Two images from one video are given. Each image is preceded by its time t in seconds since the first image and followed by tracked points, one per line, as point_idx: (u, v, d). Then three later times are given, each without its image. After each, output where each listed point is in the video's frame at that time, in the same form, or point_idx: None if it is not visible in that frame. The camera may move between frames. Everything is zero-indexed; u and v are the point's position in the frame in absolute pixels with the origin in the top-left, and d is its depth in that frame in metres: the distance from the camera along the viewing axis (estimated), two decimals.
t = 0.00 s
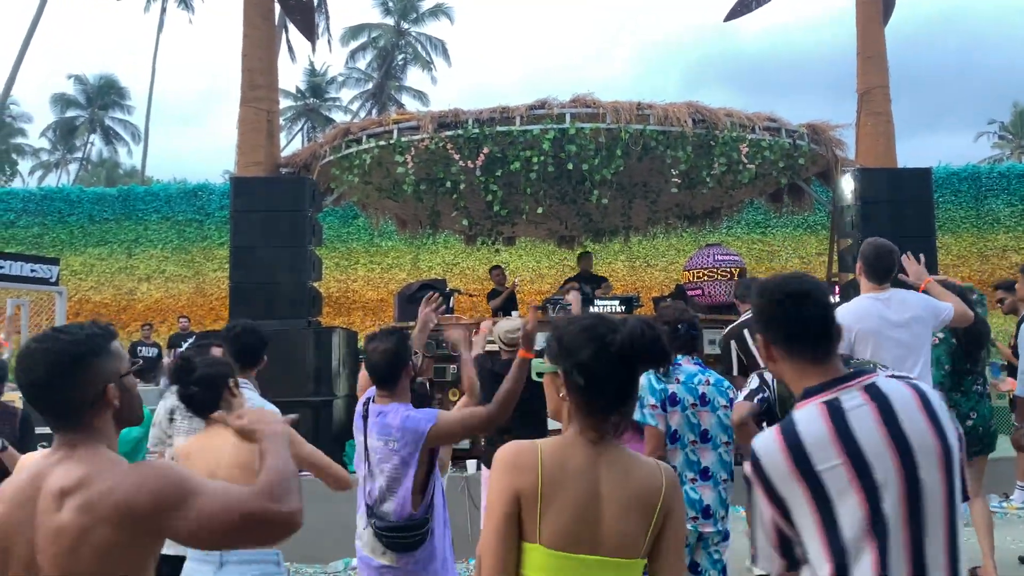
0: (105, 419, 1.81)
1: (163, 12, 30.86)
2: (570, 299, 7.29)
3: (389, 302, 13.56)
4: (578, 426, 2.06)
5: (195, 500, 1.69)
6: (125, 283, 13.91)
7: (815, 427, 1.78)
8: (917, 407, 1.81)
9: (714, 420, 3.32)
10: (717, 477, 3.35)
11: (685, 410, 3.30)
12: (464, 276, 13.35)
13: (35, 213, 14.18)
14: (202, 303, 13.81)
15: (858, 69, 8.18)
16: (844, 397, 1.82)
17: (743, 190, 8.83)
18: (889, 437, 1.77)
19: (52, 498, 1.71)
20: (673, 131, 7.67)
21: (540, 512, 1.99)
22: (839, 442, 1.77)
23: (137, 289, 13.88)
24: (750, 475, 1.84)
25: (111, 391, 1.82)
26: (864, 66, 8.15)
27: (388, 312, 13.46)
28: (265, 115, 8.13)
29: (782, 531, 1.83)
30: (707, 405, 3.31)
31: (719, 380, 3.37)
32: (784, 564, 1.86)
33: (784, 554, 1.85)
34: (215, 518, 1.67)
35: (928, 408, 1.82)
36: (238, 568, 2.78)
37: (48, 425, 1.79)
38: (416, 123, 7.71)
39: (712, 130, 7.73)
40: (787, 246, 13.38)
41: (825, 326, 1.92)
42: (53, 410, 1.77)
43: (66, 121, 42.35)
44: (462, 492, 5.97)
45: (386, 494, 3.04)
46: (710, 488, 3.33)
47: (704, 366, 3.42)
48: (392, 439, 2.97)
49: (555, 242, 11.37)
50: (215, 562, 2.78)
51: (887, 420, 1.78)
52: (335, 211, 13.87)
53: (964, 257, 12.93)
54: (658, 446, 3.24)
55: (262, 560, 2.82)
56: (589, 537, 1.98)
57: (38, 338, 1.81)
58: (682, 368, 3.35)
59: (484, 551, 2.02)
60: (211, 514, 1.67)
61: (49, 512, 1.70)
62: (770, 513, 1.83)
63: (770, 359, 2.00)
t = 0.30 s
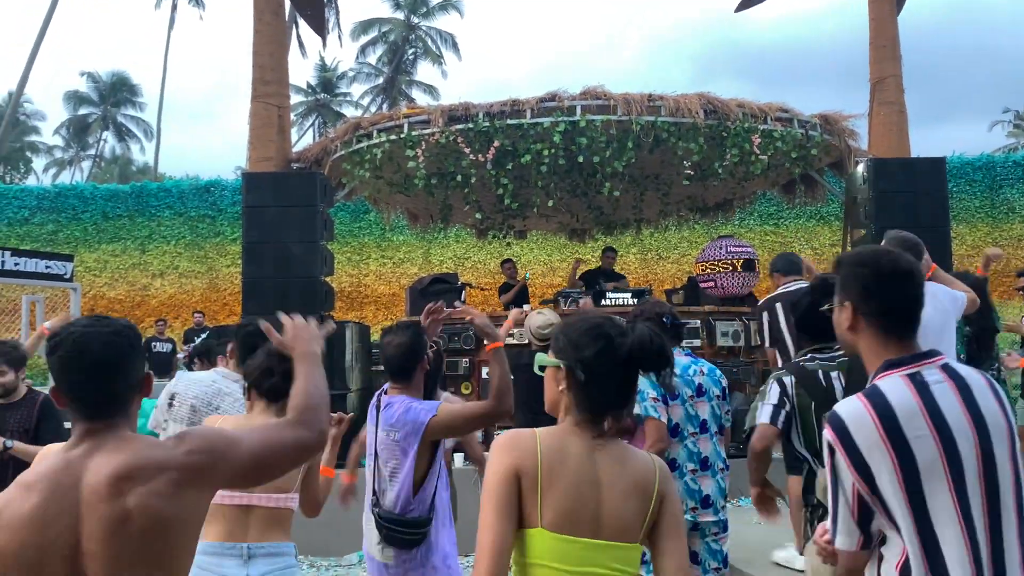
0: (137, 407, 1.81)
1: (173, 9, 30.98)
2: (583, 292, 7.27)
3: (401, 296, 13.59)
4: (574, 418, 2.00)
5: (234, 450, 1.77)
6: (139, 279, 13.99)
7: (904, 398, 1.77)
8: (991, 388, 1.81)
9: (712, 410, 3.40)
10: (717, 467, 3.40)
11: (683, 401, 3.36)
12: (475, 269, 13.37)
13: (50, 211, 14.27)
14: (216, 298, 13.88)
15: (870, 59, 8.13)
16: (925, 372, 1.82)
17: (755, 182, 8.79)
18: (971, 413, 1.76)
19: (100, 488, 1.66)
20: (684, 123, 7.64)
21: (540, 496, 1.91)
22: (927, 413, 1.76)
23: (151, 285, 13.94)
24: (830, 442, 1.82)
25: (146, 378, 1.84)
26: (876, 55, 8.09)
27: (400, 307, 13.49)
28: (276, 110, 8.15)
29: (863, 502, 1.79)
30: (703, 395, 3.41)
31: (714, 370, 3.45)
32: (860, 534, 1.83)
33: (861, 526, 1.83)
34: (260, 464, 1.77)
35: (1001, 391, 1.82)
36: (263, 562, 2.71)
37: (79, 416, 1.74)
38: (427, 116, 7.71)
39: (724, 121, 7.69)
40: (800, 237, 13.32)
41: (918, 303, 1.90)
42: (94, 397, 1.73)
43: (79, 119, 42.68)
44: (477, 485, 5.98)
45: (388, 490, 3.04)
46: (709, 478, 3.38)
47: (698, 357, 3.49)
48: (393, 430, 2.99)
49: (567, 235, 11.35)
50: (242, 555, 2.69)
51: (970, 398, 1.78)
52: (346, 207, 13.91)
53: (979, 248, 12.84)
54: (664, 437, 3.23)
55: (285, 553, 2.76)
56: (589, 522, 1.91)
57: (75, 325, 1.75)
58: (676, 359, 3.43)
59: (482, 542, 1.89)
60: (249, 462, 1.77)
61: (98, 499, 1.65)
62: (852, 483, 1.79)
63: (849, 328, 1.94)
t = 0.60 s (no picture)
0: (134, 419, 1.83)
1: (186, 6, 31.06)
2: (596, 287, 7.27)
3: (414, 291, 13.62)
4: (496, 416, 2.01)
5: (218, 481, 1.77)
6: (154, 275, 14.07)
7: (918, 380, 1.84)
8: (1018, 394, 1.84)
9: (690, 403, 3.65)
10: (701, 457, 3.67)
11: (660, 398, 3.65)
12: (488, 264, 13.38)
13: (66, 207, 14.36)
14: (230, 294, 13.96)
15: (886, 51, 8.06)
16: (950, 363, 1.86)
17: (769, 175, 8.75)
18: (987, 411, 1.81)
19: (103, 489, 1.68)
20: (697, 117, 7.61)
21: (461, 500, 1.95)
22: (939, 400, 1.82)
23: (166, 281, 14.03)
24: (841, 412, 1.92)
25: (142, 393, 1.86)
26: (891, 48, 8.03)
27: (413, 302, 13.52)
28: (289, 106, 8.17)
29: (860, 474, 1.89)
30: (679, 388, 3.65)
31: (692, 361, 3.68)
32: (853, 500, 1.94)
33: (856, 496, 1.94)
34: (240, 505, 1.76)
35: None
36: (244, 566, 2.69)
37: (74, 428, 1.74)
38: (439, 112, 7.71)
39: (738, 114, 7.65)
40: (814, 231, 13.25)
41: (963, 297, 1.91)
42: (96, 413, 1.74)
43: (94, 116, 42.89)
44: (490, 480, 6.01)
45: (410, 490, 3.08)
46: (695, 469, 3.65)
47: (679, 350, 3.74)
48: (411, 429, 3.02)
49: (580, 230, 11.34)
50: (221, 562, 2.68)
51: (987, 395, 1.82)
52: (360, 202, 13.89)
53: (995, 240, 12.74)
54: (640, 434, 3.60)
55: (266, 560, 2.73)
56: (513, 524, 1.92)
57: (82, 341, 1.78)
58: (653, 358, 3.70)
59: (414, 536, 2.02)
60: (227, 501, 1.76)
61: (100, 503, 1.66)
62: (850, 450, 1.89)
63: (889, 315, 1.97)
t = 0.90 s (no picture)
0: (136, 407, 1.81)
1: (193, 5, 31.11)
2: (601, 287, 7.25)
3: (419, 290, 13.63)
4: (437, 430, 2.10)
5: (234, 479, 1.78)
6: (160, 273, 14.09)
7: (868, 381, 1.82)
8: (977, 406, 1.79)
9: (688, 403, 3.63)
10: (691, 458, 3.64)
11: (658, 395, 3.62)
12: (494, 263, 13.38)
13: (73, 205, 14.38)
14: (236, 292, 13.99)
15: (894, 50, 8.03)
16: (909, 368, 1.83)
17: (775, 175, 8.73)
18: (938, 420, 1.78)
19: (119, 478, 1.68)
20: (704, 116, 7.58)
21: (414, 513, 2.05)
22: (887, 403, 1.80)
23: (173, 279, 14.05)
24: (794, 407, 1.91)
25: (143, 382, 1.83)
26: (900, 47, 7.99)
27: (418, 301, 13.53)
28: (295, 104, 8.17)
29: (805, 469, 1.90)
30: (682, 388, 3.63)
31: (694, 363, 3.67)
32: (801, 497, 1.93)
33: (804, 489, 1.92)
34: (259, 499, 1.78)
35: (987, 413, 1.79)
36: (262, 562, 2.92)
37: (75, 417, 1.73)
38: (445, 111, 7.69)
39: (744, 114, 7.62)
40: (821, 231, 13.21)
41: (939, 308, 1.88)
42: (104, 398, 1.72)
43: (101, 115, 42.99)
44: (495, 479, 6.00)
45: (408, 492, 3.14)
46: (683, 469, 3.62)
47: (682, 351, 3.72)
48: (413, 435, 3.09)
49: (585, 229, 11.32)
50: (242, 559, 2.94)
51: (939, 405, 1.78)
52: (366, 201, 13.87)
53: (1002, 241, 12.69)
54: (632, 427, 3.61)
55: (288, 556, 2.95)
56: (460, 521, 1.98)
57: (80, 326, 1.73)
58: (656, 355, 3.67)
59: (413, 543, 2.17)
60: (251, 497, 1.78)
61: (118, 493, 1.67)
62: (796, 444, 1.90)
63: (866, 320, 1.96)
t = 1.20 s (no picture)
0: (145, 419, 1.83)
1: (190, 8, 31.10)
2: (598, 291, 7.27)
3: (416, 294, 13.63)
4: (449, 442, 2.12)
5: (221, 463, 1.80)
6: (157, 277, 14.07)
7: (782, 389, 1.97)
8: (896, 404, 1.89)
9: (694, 411, 3.65)
10: (696, 465, 3.67)
11: (669, 402, 3.60)
12: (491, 268, 13.39)
13: (69, 209, 14.36)
14: (232, 295, 13.99)
15: (890, 57, 8.05)
16: (824, 370, 1.96)
17: (771, 181, 8.75)
18: (855, 419, 1.89)
19: (117, 483, 1.70)
20: (700, 122, 7.60)
21: (428, 524, 2.07)
22: (799, 408, 1.94)
23: (169, 282, 14.04)
24: (723, 425, 2.09)
25: (155, 395, 1.84)
26: (896, 53, 8.01)
27: (415, 305, 13.53)
28: (293, 108, 8.17)
29: (738, 482, 2.07)
30: (688, 397, 3.65)
31: (698, 372, 3.69)
32: (740, 510, 2.09)
33: (743, 507, 2.08)
34: (263, 479, 1.81)
35: (907, 404, 1.89)
36: (273, 565, 2.84)
37: (86, 415, 1.78)
38: (442, 115, 7.71)
39: (741, 120, 7.63)
40: (817, 237, 13.23)
41: (853, 308, 2.00)
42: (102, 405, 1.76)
43: (98, 117, 42.91)
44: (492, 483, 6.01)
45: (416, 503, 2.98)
46: (689, 476, 3.65)
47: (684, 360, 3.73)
48: (419, 443, 2.94)
49: (581, 233, 11.32)
50: (252, 559, 2.83)
51: (854, 401, 1.90)
52: (363, 205, 13.87)
53: (998, 247, 12.72)
54: (645, 431, 3.50)
55: (295, 556, 2.89)
56: (467, 533, 1.99)
57: (80, 334, 1.78)
58: (664, 363, 3.65)
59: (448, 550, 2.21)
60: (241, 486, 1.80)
61: (110, 501, 1.69)
62: (727, 461, 2.08)
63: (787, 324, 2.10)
